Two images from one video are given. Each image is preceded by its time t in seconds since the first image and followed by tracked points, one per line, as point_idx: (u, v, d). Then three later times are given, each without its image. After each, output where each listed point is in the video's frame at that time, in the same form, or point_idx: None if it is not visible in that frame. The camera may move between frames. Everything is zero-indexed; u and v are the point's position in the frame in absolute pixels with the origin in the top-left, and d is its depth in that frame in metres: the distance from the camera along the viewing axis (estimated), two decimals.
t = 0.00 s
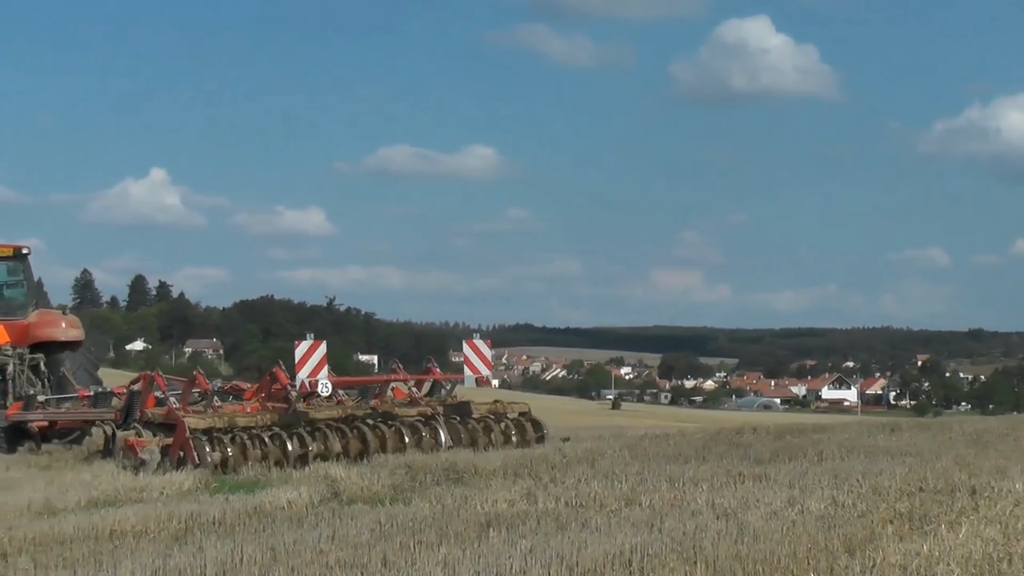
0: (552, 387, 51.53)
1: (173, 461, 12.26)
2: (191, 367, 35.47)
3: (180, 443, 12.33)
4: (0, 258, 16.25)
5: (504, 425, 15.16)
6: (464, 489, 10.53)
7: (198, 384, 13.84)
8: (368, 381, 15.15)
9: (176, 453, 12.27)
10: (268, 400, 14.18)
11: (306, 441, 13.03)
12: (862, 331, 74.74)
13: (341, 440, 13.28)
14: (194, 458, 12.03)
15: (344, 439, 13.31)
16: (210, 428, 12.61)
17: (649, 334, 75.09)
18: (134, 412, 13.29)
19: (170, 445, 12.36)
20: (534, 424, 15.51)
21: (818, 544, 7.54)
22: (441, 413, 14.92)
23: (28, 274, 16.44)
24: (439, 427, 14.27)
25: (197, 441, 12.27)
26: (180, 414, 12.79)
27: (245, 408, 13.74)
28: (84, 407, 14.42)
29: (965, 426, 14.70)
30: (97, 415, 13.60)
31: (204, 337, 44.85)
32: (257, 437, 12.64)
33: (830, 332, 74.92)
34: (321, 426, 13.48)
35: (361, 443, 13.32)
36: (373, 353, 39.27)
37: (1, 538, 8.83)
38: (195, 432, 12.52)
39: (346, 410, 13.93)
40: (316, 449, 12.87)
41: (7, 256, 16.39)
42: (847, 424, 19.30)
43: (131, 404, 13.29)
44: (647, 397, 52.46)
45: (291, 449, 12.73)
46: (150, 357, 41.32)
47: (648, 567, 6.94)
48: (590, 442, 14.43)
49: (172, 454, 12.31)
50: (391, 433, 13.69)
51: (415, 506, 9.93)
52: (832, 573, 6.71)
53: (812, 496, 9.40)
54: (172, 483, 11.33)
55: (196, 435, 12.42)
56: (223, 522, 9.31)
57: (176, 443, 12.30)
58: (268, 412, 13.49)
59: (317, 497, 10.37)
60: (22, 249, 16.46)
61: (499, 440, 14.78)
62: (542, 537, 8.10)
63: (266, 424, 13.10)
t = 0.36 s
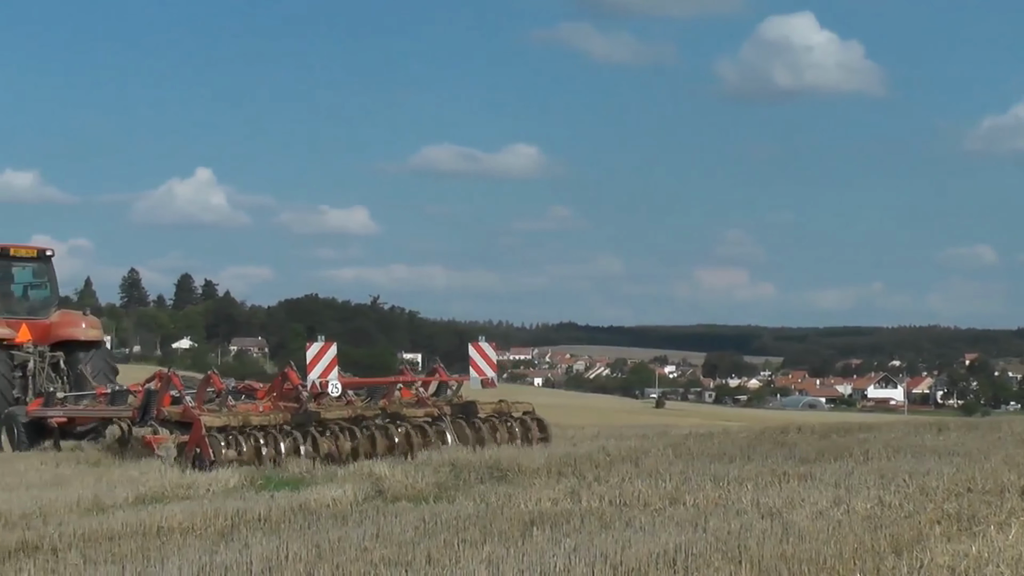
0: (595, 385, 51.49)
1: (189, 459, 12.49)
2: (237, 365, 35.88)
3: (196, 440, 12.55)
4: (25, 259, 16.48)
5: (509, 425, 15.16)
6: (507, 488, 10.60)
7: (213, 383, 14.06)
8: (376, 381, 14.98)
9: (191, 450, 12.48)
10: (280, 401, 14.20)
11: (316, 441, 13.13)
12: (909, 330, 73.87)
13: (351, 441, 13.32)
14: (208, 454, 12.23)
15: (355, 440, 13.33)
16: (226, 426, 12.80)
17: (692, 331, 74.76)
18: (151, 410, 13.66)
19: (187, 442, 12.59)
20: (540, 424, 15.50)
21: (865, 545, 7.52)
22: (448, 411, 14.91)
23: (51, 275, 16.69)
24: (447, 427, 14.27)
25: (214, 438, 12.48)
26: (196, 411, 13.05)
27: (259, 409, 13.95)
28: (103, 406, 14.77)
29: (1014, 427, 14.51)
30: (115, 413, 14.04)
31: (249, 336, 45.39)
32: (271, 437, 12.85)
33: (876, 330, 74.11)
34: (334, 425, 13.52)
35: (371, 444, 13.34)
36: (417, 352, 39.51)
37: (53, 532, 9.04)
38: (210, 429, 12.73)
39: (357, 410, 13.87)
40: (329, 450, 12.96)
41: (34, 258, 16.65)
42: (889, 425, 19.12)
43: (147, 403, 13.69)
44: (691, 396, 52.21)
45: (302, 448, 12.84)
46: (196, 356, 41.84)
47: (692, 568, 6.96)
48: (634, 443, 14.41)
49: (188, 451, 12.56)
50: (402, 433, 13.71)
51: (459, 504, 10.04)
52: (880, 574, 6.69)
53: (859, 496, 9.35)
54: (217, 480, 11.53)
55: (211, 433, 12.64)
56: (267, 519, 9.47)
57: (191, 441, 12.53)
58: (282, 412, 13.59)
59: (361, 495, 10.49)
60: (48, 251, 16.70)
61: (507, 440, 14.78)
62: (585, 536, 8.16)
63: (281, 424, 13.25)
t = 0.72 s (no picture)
0: (772, 381, 50.98)
1: (338, 450, 13.30)
2: (417, 361, 37.22)
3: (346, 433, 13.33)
4: (179, 259, 17.95)
5: (645, 424, 15.82)
6: (685, 485, 11.16)
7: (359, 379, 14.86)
8: (518, 378, 15.82)
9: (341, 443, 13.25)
10: (425, 396, 15.13)
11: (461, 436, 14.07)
12: None
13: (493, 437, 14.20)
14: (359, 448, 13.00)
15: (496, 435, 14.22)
16: (373, 420, 13.57)
17: (869, 327, 72.79)
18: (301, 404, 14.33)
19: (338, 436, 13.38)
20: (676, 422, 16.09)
21: None
22: (588, 409, 15.66)
23: (203, 273, 18.17)
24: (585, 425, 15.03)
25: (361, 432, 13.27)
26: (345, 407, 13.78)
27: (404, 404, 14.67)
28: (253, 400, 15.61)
29: None
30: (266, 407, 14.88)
31: (427, 333, 46.88)
32: (414, 430, 13.67)
33: None
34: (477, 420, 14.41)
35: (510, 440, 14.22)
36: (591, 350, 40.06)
37: (234, 525, 9.79)
38: (358, 423, 13.54)
39: (499, 408, 14.75)
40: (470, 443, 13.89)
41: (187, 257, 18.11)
42: None
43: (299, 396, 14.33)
44: (872, 391, 51.15)
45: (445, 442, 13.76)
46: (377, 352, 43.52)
47: (876, 567, 7.39)
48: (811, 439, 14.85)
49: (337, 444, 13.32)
50: (542, 430, 14.53)
51: (638, 500, 10.67)
52: None
53: None
54: (396, 475, 12.37)
55: (360, 426, 13.45)
56: (445, 515, 10.29)
57: (341, 434, 13.34)
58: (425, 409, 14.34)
59: (540, 491, 11.24)
60: (200, 250, 18.16)
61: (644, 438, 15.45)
62: (764, 534, 8.63)
63: (425, 420, 13.99)
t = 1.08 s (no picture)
0: (910, 381, 50.21)
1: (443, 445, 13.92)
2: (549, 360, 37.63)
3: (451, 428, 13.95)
4: (291, 258, 18.25)
5: (745, 423, 16.06)
6: (822, 484, 11.77)
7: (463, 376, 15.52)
8: (619, 376, 16.33)
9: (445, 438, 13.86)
10: (528, 395, 15.67)
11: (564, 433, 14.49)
12: None
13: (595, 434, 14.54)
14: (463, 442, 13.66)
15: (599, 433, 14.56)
16: (478, 417, 14.15)
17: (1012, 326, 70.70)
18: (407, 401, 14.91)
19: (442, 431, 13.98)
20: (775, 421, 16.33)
21: None
22: (688, 407, 15.99)
23: (314, 272, 18.45)
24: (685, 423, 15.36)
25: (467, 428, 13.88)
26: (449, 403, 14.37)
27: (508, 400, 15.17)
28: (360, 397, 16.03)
29: None
30: (374, 404, 15.41)
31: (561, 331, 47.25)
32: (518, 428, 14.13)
33: None
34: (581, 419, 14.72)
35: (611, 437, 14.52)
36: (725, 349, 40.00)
37: (367, 523, 9.56)
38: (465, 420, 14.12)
39: (602, 405, 15.05)
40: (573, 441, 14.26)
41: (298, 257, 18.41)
42: None
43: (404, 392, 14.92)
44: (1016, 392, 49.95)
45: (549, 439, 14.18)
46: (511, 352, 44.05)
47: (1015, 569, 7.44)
48: (952, 439, 15.05)
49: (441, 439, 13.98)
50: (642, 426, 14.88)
51: (774, 499, 11.30)
52: None
53: None
54: (531, 473, 12.91)
55: (466, 424, 14.07)
56: (583, 511, 10.83)
57: (446, 430, 13.95)
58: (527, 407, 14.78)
59: (675, 489, 11.94)
60: (312, 251, 18.42)
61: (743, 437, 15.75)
62: (899, 534, 9.14)
63: (529, 416, 14.55)
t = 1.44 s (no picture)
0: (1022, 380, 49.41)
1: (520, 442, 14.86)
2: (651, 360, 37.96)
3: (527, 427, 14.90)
4: (373, 261, 19.53)
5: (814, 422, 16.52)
6: (931, 485, 12.40)
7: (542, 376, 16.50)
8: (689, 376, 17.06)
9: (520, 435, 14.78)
10: (602, 394, 16.48)
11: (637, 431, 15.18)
12: None
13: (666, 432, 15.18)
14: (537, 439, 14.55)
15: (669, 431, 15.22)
16: (552, 416, 15.08)
17: None
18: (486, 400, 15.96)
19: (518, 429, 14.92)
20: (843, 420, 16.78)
21: None
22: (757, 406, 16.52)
23: (395, 274, 19.72)
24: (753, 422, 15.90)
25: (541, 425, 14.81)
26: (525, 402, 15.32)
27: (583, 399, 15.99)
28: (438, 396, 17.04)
29: None
30: (452, 403, 16.46)
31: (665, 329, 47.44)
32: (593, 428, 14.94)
33: None
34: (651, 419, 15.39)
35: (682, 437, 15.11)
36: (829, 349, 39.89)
37: (474, 523, 10.25)
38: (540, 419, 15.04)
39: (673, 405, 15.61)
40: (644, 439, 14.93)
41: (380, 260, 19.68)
42: None
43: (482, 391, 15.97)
44: None
45: (622, 437, 14.92)
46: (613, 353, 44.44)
47: None
48: None
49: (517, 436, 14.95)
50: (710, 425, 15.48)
51: (884, 499, 11.90)
52: None
53: None
54: (638, 472, 13.74)
55: (541, 422, 15.00)
56: (687, 510, 11.60)
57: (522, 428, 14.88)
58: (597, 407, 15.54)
59: (783, 489, 12.59)
60: (393, 254, 19.70)
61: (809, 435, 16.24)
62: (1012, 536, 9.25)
63: (601, 416, 15.42)
